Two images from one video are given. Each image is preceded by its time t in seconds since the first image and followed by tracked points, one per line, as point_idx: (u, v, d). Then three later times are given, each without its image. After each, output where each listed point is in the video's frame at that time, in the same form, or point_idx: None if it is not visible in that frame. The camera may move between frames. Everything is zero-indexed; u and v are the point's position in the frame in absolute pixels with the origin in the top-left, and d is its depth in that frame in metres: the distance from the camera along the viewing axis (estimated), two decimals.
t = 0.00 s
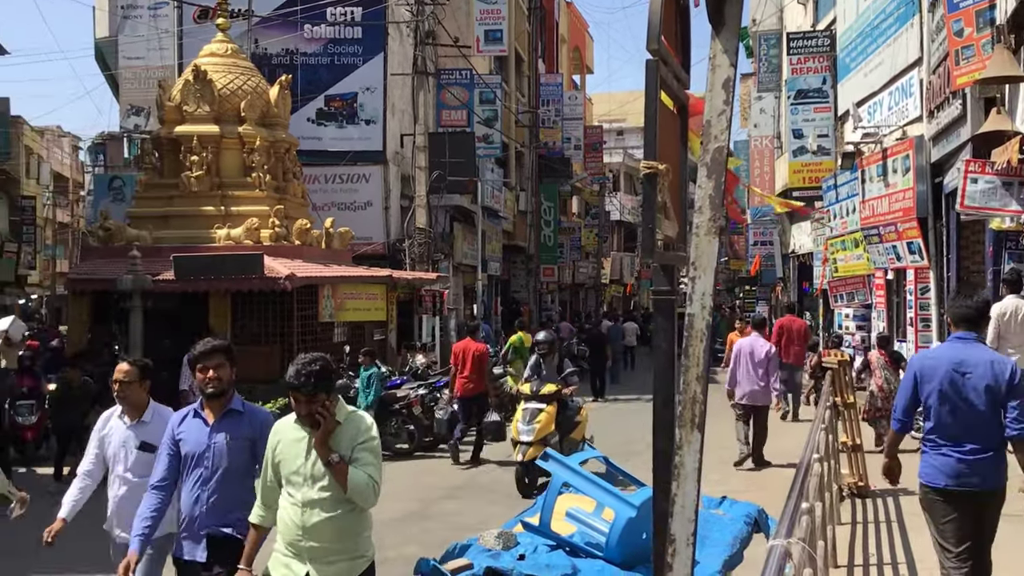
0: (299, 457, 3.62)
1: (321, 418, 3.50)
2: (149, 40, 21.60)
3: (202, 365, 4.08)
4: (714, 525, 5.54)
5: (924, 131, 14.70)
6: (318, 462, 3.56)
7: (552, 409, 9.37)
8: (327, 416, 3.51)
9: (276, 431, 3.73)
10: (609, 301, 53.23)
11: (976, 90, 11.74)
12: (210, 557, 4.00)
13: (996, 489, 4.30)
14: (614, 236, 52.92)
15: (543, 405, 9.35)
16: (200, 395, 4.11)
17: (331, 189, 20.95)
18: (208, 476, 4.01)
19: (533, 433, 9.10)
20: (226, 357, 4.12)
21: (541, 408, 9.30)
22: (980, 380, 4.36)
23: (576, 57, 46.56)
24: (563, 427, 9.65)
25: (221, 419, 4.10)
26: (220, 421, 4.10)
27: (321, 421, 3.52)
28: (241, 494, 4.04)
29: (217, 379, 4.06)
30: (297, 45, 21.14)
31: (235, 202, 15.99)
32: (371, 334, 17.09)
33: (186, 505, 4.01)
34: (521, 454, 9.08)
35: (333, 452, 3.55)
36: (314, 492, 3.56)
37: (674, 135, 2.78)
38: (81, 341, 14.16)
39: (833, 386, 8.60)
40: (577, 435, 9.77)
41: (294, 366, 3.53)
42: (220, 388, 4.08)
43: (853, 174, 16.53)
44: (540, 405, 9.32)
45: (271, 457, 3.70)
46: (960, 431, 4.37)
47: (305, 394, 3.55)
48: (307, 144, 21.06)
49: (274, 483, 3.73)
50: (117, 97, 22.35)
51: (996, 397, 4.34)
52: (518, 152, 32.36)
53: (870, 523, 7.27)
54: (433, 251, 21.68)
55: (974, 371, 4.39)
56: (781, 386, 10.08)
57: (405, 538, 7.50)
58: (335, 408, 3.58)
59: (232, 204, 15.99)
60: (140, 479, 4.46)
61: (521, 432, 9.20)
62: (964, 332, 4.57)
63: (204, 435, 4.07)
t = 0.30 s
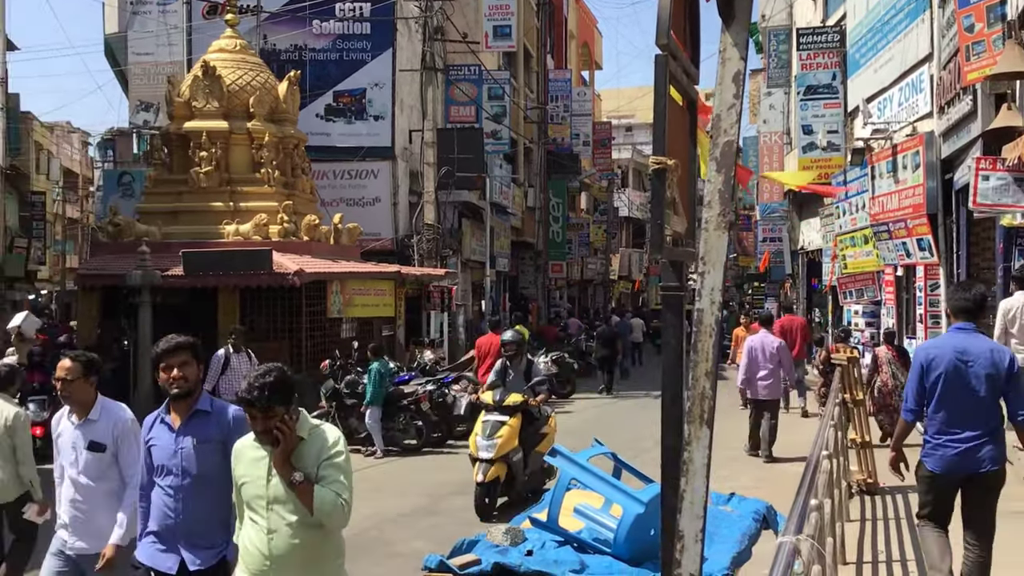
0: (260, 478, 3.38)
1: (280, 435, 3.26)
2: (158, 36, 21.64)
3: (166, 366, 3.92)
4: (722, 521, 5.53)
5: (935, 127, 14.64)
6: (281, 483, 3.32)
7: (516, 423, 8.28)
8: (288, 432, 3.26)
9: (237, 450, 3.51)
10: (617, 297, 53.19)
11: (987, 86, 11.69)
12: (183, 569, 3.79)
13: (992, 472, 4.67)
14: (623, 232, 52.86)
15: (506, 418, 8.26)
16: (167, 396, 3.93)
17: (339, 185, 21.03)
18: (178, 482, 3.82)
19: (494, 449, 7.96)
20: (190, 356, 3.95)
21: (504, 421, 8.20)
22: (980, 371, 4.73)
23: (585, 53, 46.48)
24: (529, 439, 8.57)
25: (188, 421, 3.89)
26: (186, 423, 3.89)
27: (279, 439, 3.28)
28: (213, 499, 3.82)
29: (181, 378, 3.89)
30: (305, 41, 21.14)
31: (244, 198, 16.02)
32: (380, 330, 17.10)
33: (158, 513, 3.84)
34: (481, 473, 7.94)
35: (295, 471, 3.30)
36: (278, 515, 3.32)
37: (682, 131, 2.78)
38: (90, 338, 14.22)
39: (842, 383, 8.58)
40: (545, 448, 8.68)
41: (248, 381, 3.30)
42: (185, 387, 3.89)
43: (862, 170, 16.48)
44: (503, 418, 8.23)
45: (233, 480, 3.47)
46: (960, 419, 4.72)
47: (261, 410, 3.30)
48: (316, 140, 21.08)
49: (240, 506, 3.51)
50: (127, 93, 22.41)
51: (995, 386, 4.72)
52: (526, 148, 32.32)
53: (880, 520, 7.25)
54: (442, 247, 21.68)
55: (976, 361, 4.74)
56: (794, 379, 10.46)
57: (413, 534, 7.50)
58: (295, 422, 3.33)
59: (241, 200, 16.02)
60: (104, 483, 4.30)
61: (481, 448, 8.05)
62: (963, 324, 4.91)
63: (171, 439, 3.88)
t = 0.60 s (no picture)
0: (223, 481, 3.19)
1: (252, 433, 3.09)
2: (168, 34, 21.67)
3: (117, 371, 3.70)
4: (732, 519, 5.52)
5: (946, 124, 14.56)
6: (249, 484, 3.15)
7: (481, 435, 7.24)
8: (258, 430, 3.09)
9: (193, 450, 3.28)
10: (626, 295, 53.13)
11: (999, 83, 11.62)
12: None
13: (988, 467, 4.79)
14: (632, 229, 52.78)
15: (470, 430, 7.20)
16: (118, 404, 3.71)
17: (349, 181, 21.09)
18: (129, 497, 3.63)
19: (458, 466, 6.94)
20: (144, 360, 3.74)
21: (468, 435, 7.15)
22: (976, 371, 4.87)
23: (594, 50, 46.43)
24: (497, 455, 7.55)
25: (140, 431, 3.68)
26: (137, 434, 3.68)
27: (250, 438, 3.10)
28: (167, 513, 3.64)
29: (134, 385, 3.69)
30: (315, 38, 21.18)
31: (254, 194, 16.05)
32: (389, 326, 17.08)
33: (104, 532, 3.65)
34: (443, 493, 6.91)
35: (265, 473, 3.13)
36: (247, 518, 3.15)
37: (693, 127, 2.76)
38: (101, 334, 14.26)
39: (852, 380, 8.54)
40: (514, 463, 7.69)
41: (216, 373, 3.12)
42: (137, 394, 3.68)
43: (873, 167, 16.42)
44: (467, 431, 7.17)
45: (189, 483, 3.25)
46: (958, 416, 4.87)
47: (229, 405, 3.12)
48: (326, 137, 21.10)
49: (192, 510, 3.28)
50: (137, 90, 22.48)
51: (993, 383, 4.88)
52: (535, 145, 32.31)
53: (889, 518, 7.21)
54: (451, 244, 21.70)
55: (972, 362, 4.89)
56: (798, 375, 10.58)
57: (422, 531, 7.49)
58: (266, 419, 3.15)
59: (251, 197, 16.05)
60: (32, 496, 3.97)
61: (443, 465, 7.01)
62: (959, 325, 5.05)
63: (121, 450, 3.67)
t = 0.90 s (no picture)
0: (179, 514, 2.77)
1: (216, 460, 2.65)
2: (180, 34, 21.75)
3: (78, 370, 3.46)
4: (744, 519, 5.49)
5: (959, 122, 14.46)
6: (209, 519, 2.71)
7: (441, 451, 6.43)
8: (225, 459, 2.65)
9: (150, 473, 2.86)
10: (637, 293, 53.09)
11: (1013, 81, 11.55)
12: None
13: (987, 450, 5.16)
14: (643, 229, 52.73)
15: (426, 446, 6.38)
16: (79, 404, 3.47)
17: (361, 181, 21.02)
18: (88, 506, 3.40)
19: (412, 487, 6.19)
20: (108, 358, 3.49)
21: (425, 450, 6.35)
22: (975, 361, 5.22)
23: (605, 49, 46.42)
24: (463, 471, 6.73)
25: (103, 434, 3.46)
26: (100, 437, 3.45)
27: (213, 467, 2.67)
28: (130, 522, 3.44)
29: (95, 385, 3.45)
30: (326, 38, 21.23)
31: (265, 194, 16.10)
32: (399, 326, 17.09)
33: (62, 540, 3.43)
34: (393, 517, 6.16)
35: (228, 508, 2.70)
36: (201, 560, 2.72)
37: (704, 126, 2.76)
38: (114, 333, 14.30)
39: (865, 380, 8.50)
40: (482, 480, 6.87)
41: (182, 393, 2.71)
42: (100, 394, 3.44)
43: (885, 166, 16.36)
44: (423, 446, 6.37)
45: (142, 512, 2.83)
46: (958, 404, 5.23)
47: (191, 426, 2.70)
48: (337, 137, 21.13)
49: (143, 544, 2.87)
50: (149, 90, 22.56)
51: (991, 374, 5.21)
52: (546, 144, 32.31)
53: (902, 518, 7.17)
54: (461, 243, 21.71)
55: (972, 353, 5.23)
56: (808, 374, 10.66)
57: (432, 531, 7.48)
58: (235, 446, 2.72)
59: (263, 196, 16.10)
60: None
61: (396, 486, 6.26)
62: (962, 317, 5.39)
63: (81, 455, 3.43)
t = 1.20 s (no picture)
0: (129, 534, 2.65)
1: (153, 480, 2.50)
2: (191, 35, 21.83)
3: (37, 384, 3.37)
4: (755, 521, 5.49)
5: (971, 123, 14.38)
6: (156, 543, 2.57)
7: (389, 470, 5.82)
8: (165, 477, 2.51)
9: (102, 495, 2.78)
10: (647, 294, 52.98)
11: None
12: None
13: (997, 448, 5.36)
14: (653, 230, 52.61)
15: (373, 465, 5.78)
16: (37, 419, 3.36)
17: (371, 182, 21.07)
18: (40, 533, 3.24)
19: (354, 511, 5.53)
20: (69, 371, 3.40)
21: (371, 470, 5.73)
22: (986, 365, 5.44)
23: (615, 50, 46.34)
24: (417, 494, 6.08)
25: (60, 453, 3.31)
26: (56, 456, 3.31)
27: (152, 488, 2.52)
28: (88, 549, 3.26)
29: (53, 398, 3.35)
30: (337, 40, 21.24)
31: (276, 195, 16.15)
32: (409, 328, 17.08)
33: (13, 569, 3.28)
34: (330, 547, 5.48)
35: (173, 531, 2.54)
36: None
37: (715, 127, 2.75)
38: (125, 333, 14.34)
39: (876, 382, 8.47)
40: (438, 505, 6.19)
41: (114, 405, 2.57)
42: (59, 409, 3.33)
43: (897, 166, 16.30)
44: (369, 466, 5.75)
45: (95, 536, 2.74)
46: (971, 404, 5.44)
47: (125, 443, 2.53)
48: (347, 138, 21.15)
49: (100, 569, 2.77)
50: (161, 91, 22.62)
51: (1000, 378, 5.43)
52: (556, 145, 32.27)
53: (914, 521, 7.14)
54: (472, 244, 21.71)
55: (982, 356, 5.47)
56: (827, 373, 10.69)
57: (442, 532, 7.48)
58: (180, 463, 2.57)
59: (274, 198, 16.16)
60: None
61: (337, 511, 5.60)
62: (974, 325, 5.63)
63: (36, 474, 3.30)
